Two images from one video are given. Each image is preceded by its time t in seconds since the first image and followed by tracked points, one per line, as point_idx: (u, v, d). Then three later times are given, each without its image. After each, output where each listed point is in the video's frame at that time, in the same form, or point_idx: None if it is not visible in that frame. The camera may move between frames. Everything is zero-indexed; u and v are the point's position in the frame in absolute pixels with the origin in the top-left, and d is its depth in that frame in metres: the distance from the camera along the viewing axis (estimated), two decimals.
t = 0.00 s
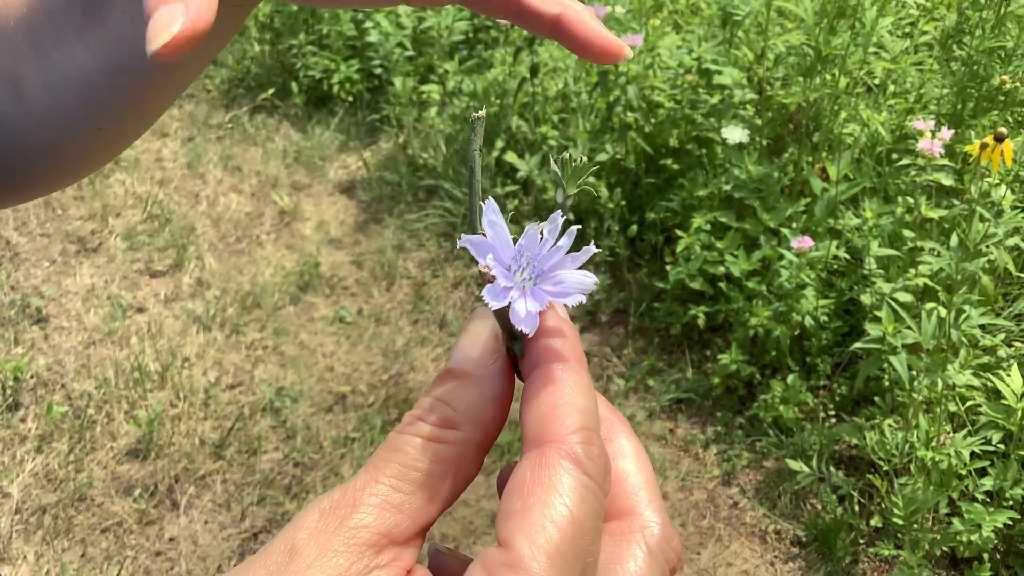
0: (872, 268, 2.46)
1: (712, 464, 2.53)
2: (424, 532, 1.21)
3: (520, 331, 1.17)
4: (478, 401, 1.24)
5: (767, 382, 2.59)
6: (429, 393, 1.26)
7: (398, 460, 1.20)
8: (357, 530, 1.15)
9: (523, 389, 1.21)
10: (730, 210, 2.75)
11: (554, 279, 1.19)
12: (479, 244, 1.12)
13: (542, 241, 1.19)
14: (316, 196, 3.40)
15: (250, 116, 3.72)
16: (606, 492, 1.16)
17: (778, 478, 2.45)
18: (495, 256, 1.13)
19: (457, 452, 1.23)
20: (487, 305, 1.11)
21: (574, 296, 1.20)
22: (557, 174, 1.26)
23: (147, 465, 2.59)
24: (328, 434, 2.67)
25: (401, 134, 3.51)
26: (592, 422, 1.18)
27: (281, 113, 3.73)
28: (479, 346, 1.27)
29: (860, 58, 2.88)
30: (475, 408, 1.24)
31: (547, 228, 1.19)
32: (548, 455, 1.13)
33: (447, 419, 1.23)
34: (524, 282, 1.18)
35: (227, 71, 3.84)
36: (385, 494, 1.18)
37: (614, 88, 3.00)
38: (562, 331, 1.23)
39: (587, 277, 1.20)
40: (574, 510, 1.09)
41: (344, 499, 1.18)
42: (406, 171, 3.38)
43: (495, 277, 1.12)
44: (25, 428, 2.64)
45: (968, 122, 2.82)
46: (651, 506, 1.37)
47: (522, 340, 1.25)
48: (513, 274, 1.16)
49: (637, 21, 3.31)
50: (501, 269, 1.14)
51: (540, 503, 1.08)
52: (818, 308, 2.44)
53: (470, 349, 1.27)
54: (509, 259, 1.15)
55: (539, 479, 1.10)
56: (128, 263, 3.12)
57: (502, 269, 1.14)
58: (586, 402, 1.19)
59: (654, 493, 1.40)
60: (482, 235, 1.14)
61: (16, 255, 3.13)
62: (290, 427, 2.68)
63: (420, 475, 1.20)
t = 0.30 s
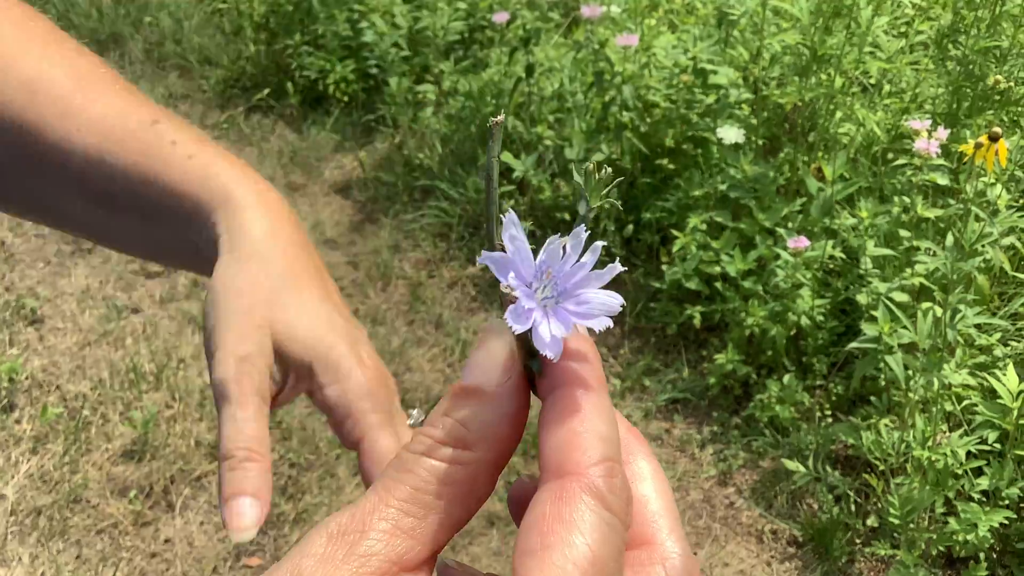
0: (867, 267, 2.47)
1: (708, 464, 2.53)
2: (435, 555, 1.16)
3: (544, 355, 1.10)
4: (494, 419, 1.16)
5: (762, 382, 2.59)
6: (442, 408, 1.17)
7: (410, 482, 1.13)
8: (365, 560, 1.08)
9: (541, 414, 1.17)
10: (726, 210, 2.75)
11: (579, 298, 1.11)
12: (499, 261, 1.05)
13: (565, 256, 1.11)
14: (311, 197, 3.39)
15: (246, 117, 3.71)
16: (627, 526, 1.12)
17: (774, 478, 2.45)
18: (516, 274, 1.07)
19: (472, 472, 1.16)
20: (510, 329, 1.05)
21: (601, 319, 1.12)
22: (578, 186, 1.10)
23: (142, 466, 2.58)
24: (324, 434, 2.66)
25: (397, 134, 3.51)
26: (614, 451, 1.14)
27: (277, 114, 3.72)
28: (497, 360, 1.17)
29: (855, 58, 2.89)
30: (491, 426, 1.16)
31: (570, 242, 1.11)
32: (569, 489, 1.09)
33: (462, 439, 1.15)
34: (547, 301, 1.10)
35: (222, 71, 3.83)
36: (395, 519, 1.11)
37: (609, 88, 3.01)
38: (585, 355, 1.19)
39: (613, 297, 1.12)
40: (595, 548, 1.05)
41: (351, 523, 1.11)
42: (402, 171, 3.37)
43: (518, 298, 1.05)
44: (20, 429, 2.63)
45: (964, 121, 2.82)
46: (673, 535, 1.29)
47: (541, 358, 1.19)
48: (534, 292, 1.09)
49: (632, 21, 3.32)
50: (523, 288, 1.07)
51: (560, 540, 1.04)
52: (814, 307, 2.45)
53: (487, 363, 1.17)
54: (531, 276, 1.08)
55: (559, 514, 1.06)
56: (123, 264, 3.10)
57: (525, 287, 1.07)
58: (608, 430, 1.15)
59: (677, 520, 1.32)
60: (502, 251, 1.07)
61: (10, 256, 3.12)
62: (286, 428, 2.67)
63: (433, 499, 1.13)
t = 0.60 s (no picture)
0: (859, 271, 2.48)
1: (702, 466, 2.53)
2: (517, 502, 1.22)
3: (620, 293, 1.14)
4: (570, 363, 1.23)
5: (755, 386, 2.60)
6: (519, 357, 1.24)
7: (488, 430, 1.21)
8: (448, 508, 1.16)
9: (624, 359, 1.23)
10: (719, 214, 2.77)
11: (658, 235, 1.14)
12: (575, 195, 1.09)
13: (644, 193, 1.14)
14: (304, 201, 3.39)
15: (238, 121, 3.71)
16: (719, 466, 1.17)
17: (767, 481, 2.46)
18: (593, 209, 1.10)
19: (550, 418, 1.23)
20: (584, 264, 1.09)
21: (680, 256, 1.15)
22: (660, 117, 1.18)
23: (135, 470, 2.57)
24: (317, 439, 2.66)
25: (390, 138, 3.51)
26: (702, 394, 1.18)
27: (269, 118, 3.72)
28: (571, 307, 1.24)
29: (847, 63, 2.90)
30: (566, 370, 1.23)
31: (649, 176, 1.15)
32: (658, 434, 1.13)
33: (539, 385, 1.23)
34: (624, 237, 1.14)
35: (214, 75, 3.84)
36: (475, 467, 1.20)
37: (601, 93, 3.01)
38: (661, 300, 1.22)
39: (695, 234, 1.14)
40: (689, 493, 1.09)
41: (432, 471, 1.20)
42: (395, 175, 3.37)
43: (593, 233, 1.09)
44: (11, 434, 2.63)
45: (954, 126, 2.83)
46: (764, 482, 1.35)
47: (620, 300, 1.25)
48: (612, 228, 1.12)
49: (625, 27, 3.34)
50: (599, 223, 1.10)
51: (654, 487, 1.09)
52: (806, 311, 2.46)
53: (562, 310, 1.24)
54: (608, 211, 1.12)
55: (650, 460, 1.11)
56: (115, 268, 3.10)
57: (600, 223, 1.11)
58: (692, 372, 1.19)
59: (764, 464, 1.38)
60: (579, 183, 1.11)
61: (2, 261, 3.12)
62: (279, 433, 2.66)
63: (512, 445, 1.21)
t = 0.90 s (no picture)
0: (848, 283, 2.51)
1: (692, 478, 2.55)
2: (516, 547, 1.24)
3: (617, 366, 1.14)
4: (567, 416, 1.23)
5: (745, 396, 2.64)
6: (518, 408, 1.25)
7: (488, 479, 1.22)
8: (450, 554, 1.18)
9: (615, 413, 1.24)
10: (708, 226, 2.81)
11: (651, 305, 1.14)
12: (573, 270, 1.10)
13: (636, 262, 1.14)
14: (296, 212, 3.40)
15: (231, 133, 3.73)
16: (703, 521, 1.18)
17: (756, 492, 2.48)
18: (588, 281, 1.11)
19: (548, 467, 1.24)
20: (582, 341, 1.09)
21: (671, 326, 1.15)
22: (651, 191, 1.23)
23: (126, 482, 2.57)
24: (308, 450, 2.67)
25: (382, 150, 3.53)
26: (688, 450, 1.20)
27: (261, 129, 3.74)
28: (569, 362, 1.25)
29: (835, 76, 2.94)
30: (563, 423, 1.23)
31: (641, 246, 1.14)
32: (646, 489, 1.15)
33: (536, 436, 1.23)
34: (618, 308, 1.14)
35: (207, 87, 3.86)
36: (476, 514, 1.21)
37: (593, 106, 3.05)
38: (654, 362, 1.24)
39: (685, 304, 1.15)
40: (675, 548, 1.10)
41: (435, 517, 1.22)
42: (387, 187, 3.39)
43: (590, 308, 1.09)
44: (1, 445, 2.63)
45: (941, 139, 2.87)
46: (739, 528, 1.35)
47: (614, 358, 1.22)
48: (607, 298, 1.13)
49: (615, 39, 3.38)
50: (596, 296, 1.10)
51: (642, 541, 1.10)
52: (795, 322, 2.48)
53: (560, 366, 1.25)
54: (603, 282, 1.12)
55: (638, 515, 1.12)
56: (107, 279, 3.10)
57: (597, 296, 1.11)
58: (680, 428, 1.21)
59: (743, 512, 1.38)
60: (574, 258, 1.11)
61: None
62: (271, 444, 2.67)
63: (511, 494, 1.22)
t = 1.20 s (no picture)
0: (843, 291, 2.53)
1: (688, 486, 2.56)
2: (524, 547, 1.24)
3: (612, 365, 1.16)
4: (570, 416, 1.25)
5: (741, 405, 2.65)
6: (524, 410, 1.27)
7: (496, 478, 1.24)
8: (460, 549, 1.18)
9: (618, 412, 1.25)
10: (704, 235, 2.83)
11: (646, 307, 1.15)
12: (569, 274, 1.10)
13: (633, 266, 1.15)
14: (293, 222, 3.42)
15: (227, 143, 3.74)
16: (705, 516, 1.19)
17: (752, 499, 2.49)
18: (585, 285, 1.12)
19: (553, 467, 1.25)
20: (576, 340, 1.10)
21: (665, 327, 1.15)
22: (646, 196, 1.19)
23: (124, 491, 2.57)
24: (306, 459, 2.67)
25: (379, 160, 3.55)
26: (690, 447, 1.21)
27: (258, 140, 3.76)
28: (572, 365, 1.27)
29: (829, 86, 2.96)
30: (567, 423, 1.25)
31: (637, 250, 1.16)
32: (647, 485, 1.16)
33: (542, 436, 1.25)
34: (614, 310, 1.15)
35: (204, 97, 3.88)
36: (484, 512, 1.22)
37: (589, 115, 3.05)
38: (653, 364, 1.24)
39: (679, 305, 1.15)
40: (676, 541, 1.11)
41: (444, 515, 1.22)
42: (384, 197, 3.41)
43: (586, 310, 1.10)
44: None
45: (935, 148, 2.90)
46: (743, 526, 1.36)
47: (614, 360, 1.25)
48: (603, 301, 1.14)
49: (611, 49, 3.40)
50: (591, 299, 1.11)
51: (644, 534, 1.11)
52: (790, 330, 2.49)
53: (564, 368, 1.27)
54: (599, 285, 1.13)
55: (640, 509, 1.14)
56: (104, 289, 3.11)
57: (593, 298, 1.12)
58: (682, 426, 1.21)
59: (747, 511, 1.39)
60: (573, 263, 1.12)
61: None
62: (268, 453, 2.67)
63: (518, 491, 1.23)
